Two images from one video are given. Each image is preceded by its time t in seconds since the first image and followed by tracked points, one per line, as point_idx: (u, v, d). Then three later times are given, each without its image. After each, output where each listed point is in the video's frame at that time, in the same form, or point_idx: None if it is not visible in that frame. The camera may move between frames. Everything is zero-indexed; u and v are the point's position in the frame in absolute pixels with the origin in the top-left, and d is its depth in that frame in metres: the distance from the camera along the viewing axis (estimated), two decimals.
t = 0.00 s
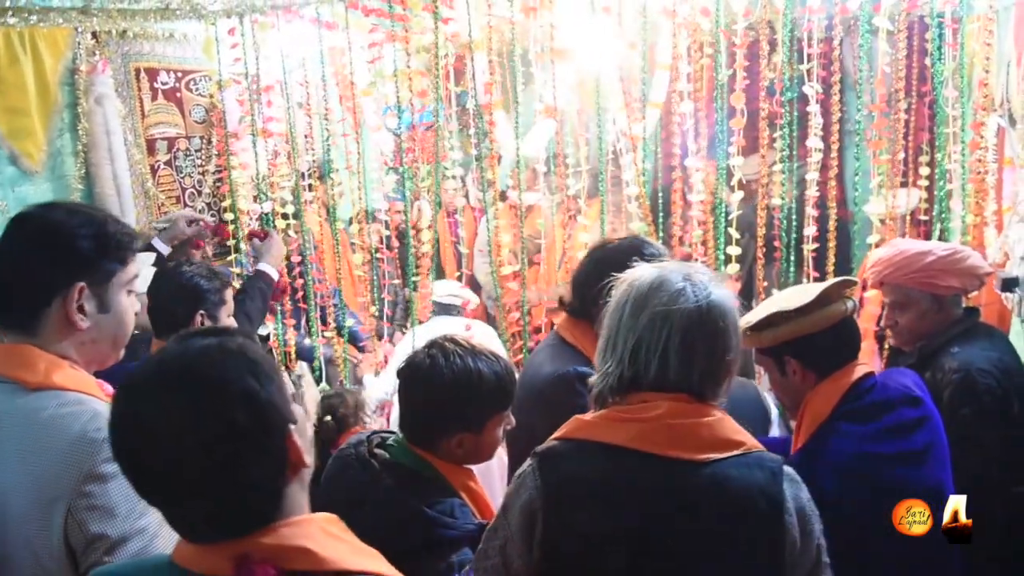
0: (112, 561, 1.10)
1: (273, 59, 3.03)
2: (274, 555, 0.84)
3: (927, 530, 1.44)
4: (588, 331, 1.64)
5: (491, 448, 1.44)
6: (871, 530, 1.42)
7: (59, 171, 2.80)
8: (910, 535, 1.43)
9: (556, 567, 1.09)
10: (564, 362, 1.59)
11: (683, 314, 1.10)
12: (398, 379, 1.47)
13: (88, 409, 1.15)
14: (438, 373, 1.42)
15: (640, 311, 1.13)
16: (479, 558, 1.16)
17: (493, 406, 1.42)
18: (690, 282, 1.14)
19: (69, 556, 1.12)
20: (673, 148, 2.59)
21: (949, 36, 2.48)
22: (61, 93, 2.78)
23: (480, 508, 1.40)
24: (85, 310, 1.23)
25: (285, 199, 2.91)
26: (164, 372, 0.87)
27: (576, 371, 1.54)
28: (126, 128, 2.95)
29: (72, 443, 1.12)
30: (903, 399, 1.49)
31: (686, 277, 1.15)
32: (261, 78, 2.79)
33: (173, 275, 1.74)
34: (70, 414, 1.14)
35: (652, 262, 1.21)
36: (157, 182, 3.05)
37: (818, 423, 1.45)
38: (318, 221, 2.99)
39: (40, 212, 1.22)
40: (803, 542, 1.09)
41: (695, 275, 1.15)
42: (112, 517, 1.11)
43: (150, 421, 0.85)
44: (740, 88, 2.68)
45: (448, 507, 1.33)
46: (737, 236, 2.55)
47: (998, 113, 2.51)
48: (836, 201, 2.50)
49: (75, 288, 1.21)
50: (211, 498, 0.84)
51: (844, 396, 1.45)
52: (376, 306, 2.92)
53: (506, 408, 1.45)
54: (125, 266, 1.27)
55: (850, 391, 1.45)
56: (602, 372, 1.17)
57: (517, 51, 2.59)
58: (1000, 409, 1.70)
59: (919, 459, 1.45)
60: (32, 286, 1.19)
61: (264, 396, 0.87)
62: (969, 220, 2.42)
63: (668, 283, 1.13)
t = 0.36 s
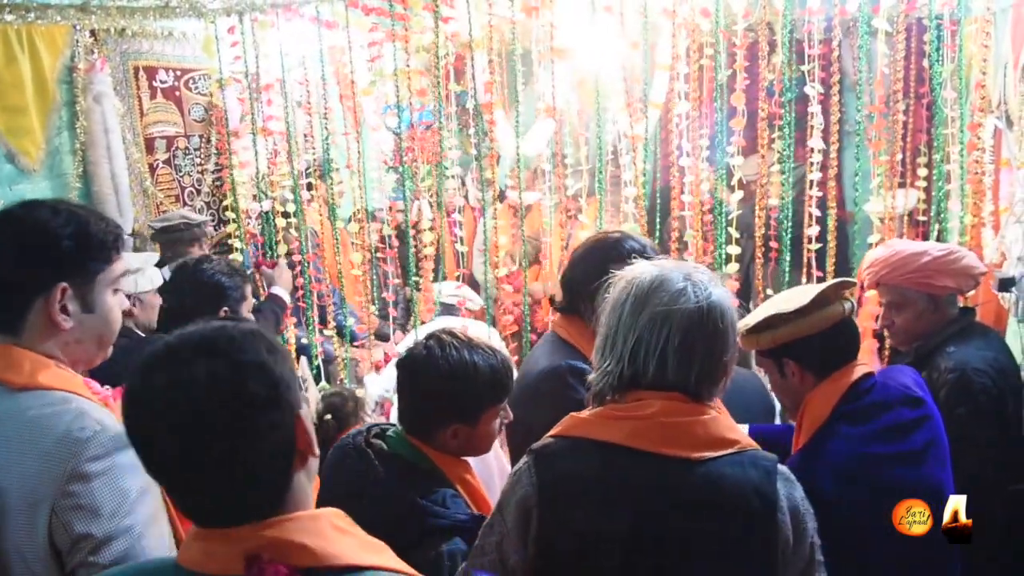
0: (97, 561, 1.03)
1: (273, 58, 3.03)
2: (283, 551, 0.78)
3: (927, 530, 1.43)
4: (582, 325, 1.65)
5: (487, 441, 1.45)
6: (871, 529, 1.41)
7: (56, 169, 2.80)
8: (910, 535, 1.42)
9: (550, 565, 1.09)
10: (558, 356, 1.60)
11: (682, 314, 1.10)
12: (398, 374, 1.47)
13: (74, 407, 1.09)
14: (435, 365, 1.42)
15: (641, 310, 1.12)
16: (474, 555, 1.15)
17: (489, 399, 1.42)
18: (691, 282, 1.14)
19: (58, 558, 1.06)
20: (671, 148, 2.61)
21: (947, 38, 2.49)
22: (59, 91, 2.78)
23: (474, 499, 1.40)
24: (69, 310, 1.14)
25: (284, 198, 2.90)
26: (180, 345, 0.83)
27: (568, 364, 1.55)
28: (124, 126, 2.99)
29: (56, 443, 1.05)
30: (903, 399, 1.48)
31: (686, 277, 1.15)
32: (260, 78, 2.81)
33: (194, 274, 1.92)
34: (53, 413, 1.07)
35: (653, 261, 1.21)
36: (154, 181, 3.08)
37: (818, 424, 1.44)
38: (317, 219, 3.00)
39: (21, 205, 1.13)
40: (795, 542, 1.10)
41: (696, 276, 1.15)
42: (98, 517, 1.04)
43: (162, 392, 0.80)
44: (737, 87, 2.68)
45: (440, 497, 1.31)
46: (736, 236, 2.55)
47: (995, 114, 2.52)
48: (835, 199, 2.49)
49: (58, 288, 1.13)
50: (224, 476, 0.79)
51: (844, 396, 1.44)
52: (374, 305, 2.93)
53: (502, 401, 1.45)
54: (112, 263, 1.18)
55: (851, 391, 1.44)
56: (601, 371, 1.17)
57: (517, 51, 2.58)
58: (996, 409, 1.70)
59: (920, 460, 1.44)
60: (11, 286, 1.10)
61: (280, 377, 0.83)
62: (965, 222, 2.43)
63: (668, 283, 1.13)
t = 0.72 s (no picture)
0: (94, 553, 1.05)
1: (283, 58, 3.05)
2: (330, 552, 0.80)
3: (927, 530, 1.41)
4: (587, 323, 1.66)
5: (486, 425, 1.46)
6: (872, 529, 1.40)
7: (68, 166, 2.83)
8: (910, 535, 1.41)
9: (552, 559, 1.10)
10: (562, 354, 1.61)
11: (716, 324, 1.09)
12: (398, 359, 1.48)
13: (73, 401, 1.09)
14: (429, 348, 1.44)
15: (677, 308, 1.11)
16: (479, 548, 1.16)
17: (484, 384, 1.43)
18: (731, 293, 1.13)
19: (56, 550, 1.07)
20: (678, 150, 2.61)
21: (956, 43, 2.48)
22: (70, 88, 2.80)
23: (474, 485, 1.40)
24: (73, 306, 1.13)
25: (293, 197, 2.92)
26: (250, 328, 0.86)
27: (571, 361, 1.56)
28: (135, 124, 3.00)
29: (55, 438, 1.06)
30: (914, 402, 1.46)
31: (729, 288, 1.13)
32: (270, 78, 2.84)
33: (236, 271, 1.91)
34: (51, 408, 1.08)
35: (701, 263, 1.19)
36: (164, 178, 3.10)
37: (825, 425, 1.43)
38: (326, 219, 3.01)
39: (27, 201, 1.12)
40: (795, 537, 1.10)
41: (737, 290, 1.14)
42: (94, 511, 1.05)
43: (228, 370, 0.83)
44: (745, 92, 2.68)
45: (438, 479, 1.32)
46: (745, 240, 2.54)
47: (1004, 121, 2.52)
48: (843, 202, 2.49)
49: (63, 285, 1.11)
50: (274, 459, 0.81)
51: (851, 396, 1.43)
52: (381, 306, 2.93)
53: (498, 384, 1.46)
54: (119, 259, 1.16)
55: (859, 392, 1.44)
56: (624, 352, 1.15)
57: (525, 53, 2.60)
58: (1000, 415, 1.71)
59: (925, 462, 1.41)
60: (15, 283, 1.09)
61: (342, 368, 0.85)
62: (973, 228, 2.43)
63: (711, 290, 1.12)
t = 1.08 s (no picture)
0: (100, 549, 1.01)
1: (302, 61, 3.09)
2: (376, 550, 0.78)
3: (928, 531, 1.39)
4: (600, 328, 1.68)
5: (494, 416, 1.46)
6: (885, 536, 1.39)
7: (89, 165, 2.86)
8: (910, 535, 1.38)
9: (567, 552, 1.11)
10: (575, 357, 1.62)
11: (728, 327, 1.10)
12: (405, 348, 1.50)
13: (88, 397, 1.06)
14: (436, 340, 1.45)
15: (691, 312, 1.13)
16: (495, 538, 1.17)
17: (489, 374, 1.44)
18: (745, 298, 1.14)
19: (61, 548, 1.03)
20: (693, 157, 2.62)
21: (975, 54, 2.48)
22: (94, 89, 2.84)
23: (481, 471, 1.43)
24: (94, 307, 1.12)
25: (309, 199, 2.94)
26: (301, 327, 0.85)
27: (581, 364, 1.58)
28: (155, 125, 3.04)
29: (67, 432, 1.04)
30: (933, 413, 1.44)
31: (744, 294, 1.15)
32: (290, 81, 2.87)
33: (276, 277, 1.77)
34: (66, 403, 1.06)
35: (717, 272, 1.21)
36: (182, 178, 3.14)
37: (842, 430, 1.43)
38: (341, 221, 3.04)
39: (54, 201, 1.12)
40: (809, 543, 1.11)
41: (752, 295, 1.15)
42: (103, 505, 1.02)
43: (277, 367, 0.81)
44: (761, 100, 2.68)
45: (444, 465, 1.35)
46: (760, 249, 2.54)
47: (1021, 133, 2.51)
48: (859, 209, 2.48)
49: (83, 286, 1.10)
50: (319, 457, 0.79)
51: (871, 402, 1.42)
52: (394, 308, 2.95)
53: (502, 373, 1.46)
54: (142, 261, 1.15)
55: (878, 400, 1.43)
56: (639, 361, 1.18)
57: (542, 58, 2.61)
58: (1013, 428, 1.70)
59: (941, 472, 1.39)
60: (39, 281, 1.09)
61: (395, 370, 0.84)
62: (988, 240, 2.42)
63: (723, 295, 1.14)
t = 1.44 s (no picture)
0: (116, 556, 1.03)
1: (325, 65, 3.13)
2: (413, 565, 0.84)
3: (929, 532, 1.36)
4: (616, 343, 1.68)
5: (506, 419, 1.49)
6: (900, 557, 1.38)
7: (112, 165, 2.89)
8: (910, 536, 1.35)
9: (585, 563, 1.12)
10: (591, 371, 1.62)
11: (731, 338, 1.11)
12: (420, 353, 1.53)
13: (108, 406, 1.08)
14: (451, 346, 1.47)
15: (695, 326, 1.14)
16: (514, 549, 1.19)
17: (501, 378, 1.46)
18: (747, 309, 1.15)
19: (78, 554, 1.05)
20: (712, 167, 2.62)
21: (998, 69, 2.46)
22: (119, 90, 2.88)
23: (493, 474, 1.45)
24: (118, 316, 1.14)
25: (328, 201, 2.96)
26: (344, 345, 0.90)
27: (598, 379, 1.58)
28: (177, 125, 3.09)
29: (86, 440, 1.05)
30: (961, 436, 1.41)
31: (746, 306, 1.16)
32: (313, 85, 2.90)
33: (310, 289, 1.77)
34: (87, 411, 1.07)
35: (720, 288, 1.22)
36: (203, 178, 3.19)
37: (865, 450, 1.40)
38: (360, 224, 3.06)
39: (83, 212, 1.14)
40: (823, 559, 1.10)
41: (755, 306, 1.16)
42: (120, 513, 1.04)
43: (324, 386, 0.87)
44: (782, 112, 2.67)
45: (456, 465, 1.37)
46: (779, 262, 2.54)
47: None
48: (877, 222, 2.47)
49: (108, 295, 1.12)
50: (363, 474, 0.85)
51: (897, 423, 1.39)
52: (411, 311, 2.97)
53: (515, 378, 1.49)
54: (166, 271, 1.17)
55: (905, 420, 1.39)
56: (647, 378, 1.18)
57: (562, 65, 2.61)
58: None
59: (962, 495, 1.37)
60: (66, 289, 1.11)
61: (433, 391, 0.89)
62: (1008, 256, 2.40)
63: (726, 308, 1.14)
